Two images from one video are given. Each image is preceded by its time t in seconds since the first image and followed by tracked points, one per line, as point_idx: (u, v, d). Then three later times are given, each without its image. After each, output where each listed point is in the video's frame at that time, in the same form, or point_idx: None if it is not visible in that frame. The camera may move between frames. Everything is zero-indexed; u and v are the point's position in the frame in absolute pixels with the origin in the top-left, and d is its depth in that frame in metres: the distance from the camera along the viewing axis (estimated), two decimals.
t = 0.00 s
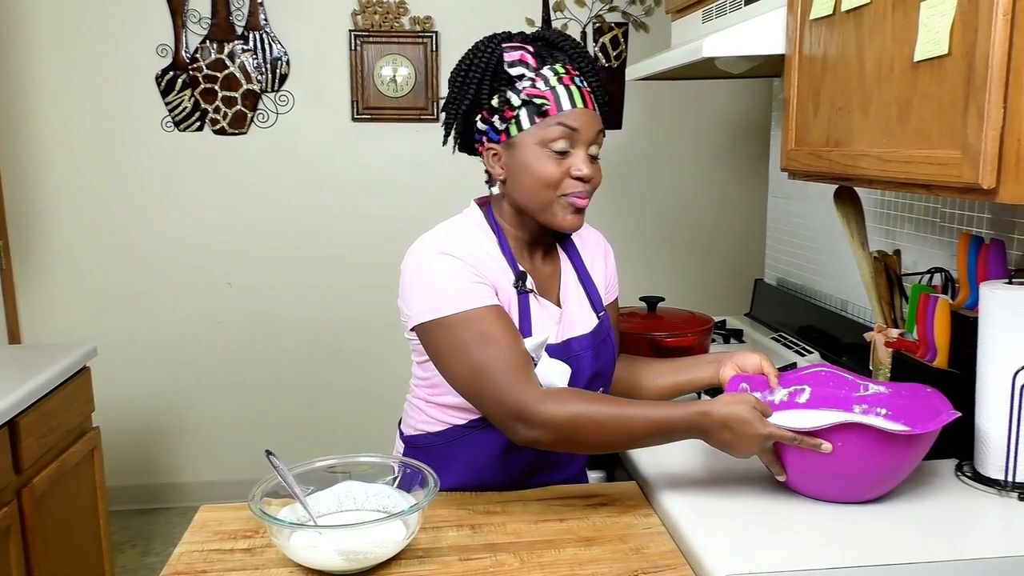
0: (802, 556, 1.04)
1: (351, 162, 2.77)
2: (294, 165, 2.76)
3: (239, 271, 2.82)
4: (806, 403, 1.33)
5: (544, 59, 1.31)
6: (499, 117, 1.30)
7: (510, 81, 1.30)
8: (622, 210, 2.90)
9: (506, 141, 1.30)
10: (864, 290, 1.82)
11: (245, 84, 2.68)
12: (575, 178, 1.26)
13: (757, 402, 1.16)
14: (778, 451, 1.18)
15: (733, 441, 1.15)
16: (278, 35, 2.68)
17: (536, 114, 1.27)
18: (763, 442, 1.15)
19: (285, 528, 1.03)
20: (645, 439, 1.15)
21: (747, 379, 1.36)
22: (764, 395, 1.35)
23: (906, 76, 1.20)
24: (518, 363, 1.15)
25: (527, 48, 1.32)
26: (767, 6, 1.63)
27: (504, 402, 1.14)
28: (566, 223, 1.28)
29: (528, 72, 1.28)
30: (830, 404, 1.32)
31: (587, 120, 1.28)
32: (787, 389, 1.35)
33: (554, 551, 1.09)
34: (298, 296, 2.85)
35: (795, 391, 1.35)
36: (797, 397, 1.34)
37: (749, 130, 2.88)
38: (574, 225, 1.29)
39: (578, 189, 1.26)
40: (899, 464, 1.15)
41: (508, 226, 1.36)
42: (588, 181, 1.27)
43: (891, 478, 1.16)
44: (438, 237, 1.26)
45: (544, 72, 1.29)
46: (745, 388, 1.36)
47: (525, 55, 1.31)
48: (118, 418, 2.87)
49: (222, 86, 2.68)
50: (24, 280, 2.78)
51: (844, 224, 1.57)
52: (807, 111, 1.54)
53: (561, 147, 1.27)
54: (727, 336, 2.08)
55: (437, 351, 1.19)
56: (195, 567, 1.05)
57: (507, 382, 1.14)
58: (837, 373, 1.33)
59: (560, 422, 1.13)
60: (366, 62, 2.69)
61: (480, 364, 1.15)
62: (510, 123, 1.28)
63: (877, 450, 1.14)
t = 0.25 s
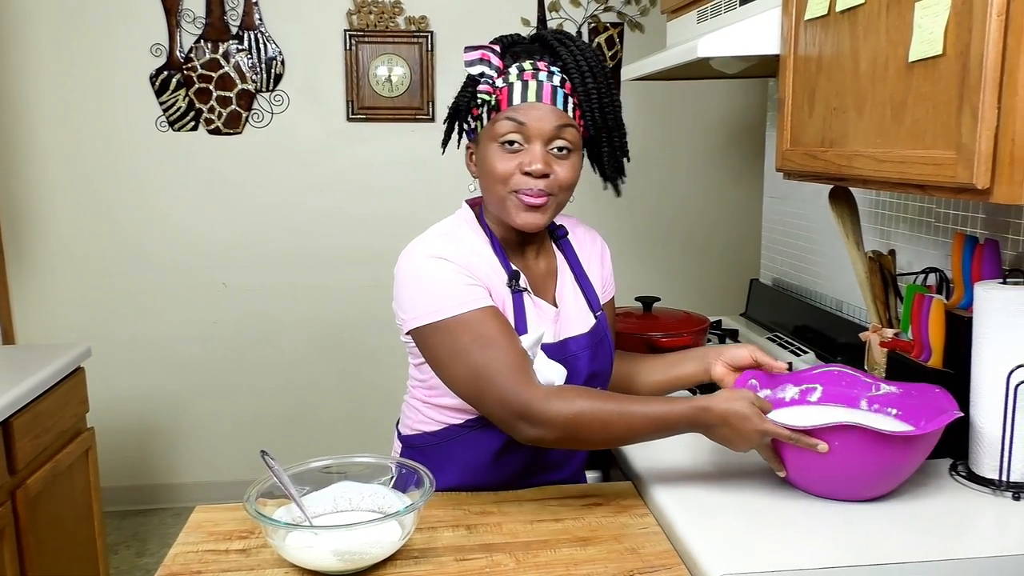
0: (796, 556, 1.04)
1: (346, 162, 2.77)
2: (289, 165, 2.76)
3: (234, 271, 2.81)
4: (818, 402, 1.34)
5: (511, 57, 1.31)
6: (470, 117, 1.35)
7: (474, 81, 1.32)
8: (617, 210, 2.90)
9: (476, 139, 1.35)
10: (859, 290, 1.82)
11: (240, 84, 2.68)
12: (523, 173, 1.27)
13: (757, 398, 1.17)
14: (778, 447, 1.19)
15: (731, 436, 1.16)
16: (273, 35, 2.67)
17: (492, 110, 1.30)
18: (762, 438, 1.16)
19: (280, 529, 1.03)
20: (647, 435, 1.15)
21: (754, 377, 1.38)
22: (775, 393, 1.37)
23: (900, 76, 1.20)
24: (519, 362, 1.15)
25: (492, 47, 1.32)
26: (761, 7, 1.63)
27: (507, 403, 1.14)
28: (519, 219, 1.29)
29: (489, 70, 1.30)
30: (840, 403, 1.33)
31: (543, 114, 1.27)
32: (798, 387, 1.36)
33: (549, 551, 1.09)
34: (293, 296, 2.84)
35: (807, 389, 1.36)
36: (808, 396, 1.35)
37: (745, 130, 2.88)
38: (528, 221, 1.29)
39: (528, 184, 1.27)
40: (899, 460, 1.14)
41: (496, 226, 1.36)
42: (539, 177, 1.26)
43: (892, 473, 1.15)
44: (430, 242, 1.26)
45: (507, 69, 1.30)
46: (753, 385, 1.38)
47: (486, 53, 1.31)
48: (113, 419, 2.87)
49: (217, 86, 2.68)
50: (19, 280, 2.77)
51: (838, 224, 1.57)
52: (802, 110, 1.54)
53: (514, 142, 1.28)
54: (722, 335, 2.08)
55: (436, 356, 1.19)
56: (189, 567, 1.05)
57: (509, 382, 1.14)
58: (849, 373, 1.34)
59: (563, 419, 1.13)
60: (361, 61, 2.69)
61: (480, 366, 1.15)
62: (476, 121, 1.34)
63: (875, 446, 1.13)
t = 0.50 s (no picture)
0: (794, 556, 1.04)
1: (345, 162, 2.77)
2: (288, 166, 2.76)
3: (233, 271, 2.81)
4: (834, 402, 1.34)
5: (500, 58, 1.33)
6: (463, 118, 1.38)
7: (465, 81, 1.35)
8: (616, 210, 2.90)
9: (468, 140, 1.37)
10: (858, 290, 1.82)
11: (239, 84, 2.68)
12: (506, 172, 1.27)
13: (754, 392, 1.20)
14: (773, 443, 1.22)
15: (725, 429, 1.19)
16: (272, 35, 2.67)
17: (480, 110, 1.33)
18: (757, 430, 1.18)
19: (279, 529, 1.03)
20: (644, 426, 1.18)
21: (766, 375, 1.40)
22: (790, 392, 1.37)
23: (899, 77, 1.20)
24: (519, 354, 1.16)
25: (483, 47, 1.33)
26: (760, 7, 1.63)
27: (508, 394, 1.15)
28: (503, 217, 1.30)
29: (478, 71, 1.32)
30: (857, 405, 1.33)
31: (526, 113, 1.28)
32: (814, 387, 1.36)
33: (548, 551, 1.09)
34: (291, 296, 2.84)
35: (824, 390, 1.36)
36: (825, 396, 1.35)
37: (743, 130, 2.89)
38: (512, 219, 1.29)
39: (513, 183, 1.27)
40: (901, 460, 1.14)
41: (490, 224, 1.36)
42: (524, 175, 1.27)
43: (894, 472, 1.15)
44: (422, 239, 1.26)
45: (496, 70, 1.31)
46: (765, 383, 1.39)
47: (475, 54, 1.31)
48: (112, 419, 2.87)
49: (216, 86, 2.68)
50: (18, 280, 2.77)
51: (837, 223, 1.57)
52: (800, 111, 1.54)
53: (499, 141, 1.29)
54: (721, 336, 2.09)
55: (431, 349, 1.19)
56: (188, 568, 1.05)
57: (510, 374, 1.15)
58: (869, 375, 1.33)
59: (564, 409, 1.15)
60: (360, 62, 2.69)
61: (481, 358, 1.15)
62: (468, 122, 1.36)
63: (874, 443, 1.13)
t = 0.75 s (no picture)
0: (794, 556, 1.04)
1: (345, 163, 2.77)
2: (288, 166, 2.76)
3: (233, 272, 2.81)
4: (844, 402, 1.36)
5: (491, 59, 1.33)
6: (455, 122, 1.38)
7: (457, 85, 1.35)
8: (617, 211, 2.90)
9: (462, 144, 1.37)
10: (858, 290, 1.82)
11: (239, 84, 2.68)
12: (501, 173, 1.28)
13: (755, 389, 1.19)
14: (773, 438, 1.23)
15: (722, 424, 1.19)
16: (272, 35, 2.68)
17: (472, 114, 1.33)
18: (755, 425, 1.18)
19: (280, 529, 1.03)
20: (644, 420, 1.18)
21: (776, 372, 1.40)
22: (800, 391, 1.39)
23: (899, 77, 1.20)
24: (519, 349, 1.16)
25: (473, 49, 1.33)
26: (760, 7, 1.63)
27: (509, 389, 1.15)
28: (500, 218, 1.30)
29: (470, 74, 1.32)
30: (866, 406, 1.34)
31: (518, 114, 1.28)
32: (825, 387, 1.37)
33: (549, 552, 1.09)
34: (291, 297, 2.84)
35: (835, 390, 1.37)
36: (836, 396, 1.37)
37: (743, 130, 2.89)
38: (510, 219, 1.29)
39: (509, 183, 1.28)
40: (901, 454, 1.14)
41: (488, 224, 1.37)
42: (520, 176, 1.27)
43: (894, 466, 1.15)
44: (420, 236, 1.26)
45: (487, 72, 1.31)
46: (774, 381, 1.40)
47: (466, 56, 1.32)
48: (112, 419, 2.87)
49: (216, 86, 2.68)
50: (18, 281, 2.77)
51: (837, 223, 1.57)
52: (800, 111, 1.54)
53: (493, 143, 1.29)
54: (722, 336, 2.09)
55: (430, 345, 1.19)
56: (189, 568, 1.05)
57: (511, 369, 1.15)
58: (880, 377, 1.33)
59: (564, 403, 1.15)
60: (360, 62, 2.69)
61: (481, 354, 1.15)
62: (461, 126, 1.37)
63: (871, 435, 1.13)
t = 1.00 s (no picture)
0: (792, 556, 1.04)
1: (345, 163, 2.77)
2: (288, 166, 2.76)
3: (233, 272, 2.81)
4: (850, 402, 1.36)
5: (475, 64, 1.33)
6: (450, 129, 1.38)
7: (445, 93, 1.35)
8: (617, 211, 2.90)
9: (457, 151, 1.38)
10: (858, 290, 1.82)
11: (239, 85, 2.68)
12: (500, 172, 1.28)
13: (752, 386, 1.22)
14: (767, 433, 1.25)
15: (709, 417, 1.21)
16: (272, 36, 2.68)
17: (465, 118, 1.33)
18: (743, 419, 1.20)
19: (280, 530, 1.03)
20: (635, 417, 1.18)
21: (782, 371, 1.41)
22: (806, 390, 1.39)
23: (899, 77, 1.20)
24: (512, 347, 1.17)
25: (456, 57, 1.33)
26: (760, 8, 1.63)
27: (503, 388, 1.15)
28: (506, 217, 1.29)
29: (457, 81, 1.32)
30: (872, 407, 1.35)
31: (510, 113, 1.28)
32: (832, 386, 1.38)
33: (549, 552, 1.09)
34: (291, 297, 2.84)
35: (842, 390, 1.38)
36: (843, 396, 1.37)
37: (743, 130, 2.89)
38: (515, 217, 1.29)
39: (510, 181, 1.27)
40: (898, 454, 1.14)
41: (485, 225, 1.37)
42: (519, 172, 1.27)
43: (895, 466, 1.15)
44: (416, 234, 1.27)
45: (474, 77, 1.32)
46: (780, 380, 1.40)
47: (451, 65, 1.32)
48: (112, 420, 2.87)
49: (216, 87, 2.68)
50: (18, 281, 2.77)
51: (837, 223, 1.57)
52: (800, 111, 1.54)
53: (488, 144, 1.29)
54: (722, 336, 2.09)
55: (425, 344, 1.20)
56: (189, 569, 1.05)
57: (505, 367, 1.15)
58: (888, 378, 1.34)
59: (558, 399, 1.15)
60: (360, 62, 2.69)
61: (474, 354, 1.15)
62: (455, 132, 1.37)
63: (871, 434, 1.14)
